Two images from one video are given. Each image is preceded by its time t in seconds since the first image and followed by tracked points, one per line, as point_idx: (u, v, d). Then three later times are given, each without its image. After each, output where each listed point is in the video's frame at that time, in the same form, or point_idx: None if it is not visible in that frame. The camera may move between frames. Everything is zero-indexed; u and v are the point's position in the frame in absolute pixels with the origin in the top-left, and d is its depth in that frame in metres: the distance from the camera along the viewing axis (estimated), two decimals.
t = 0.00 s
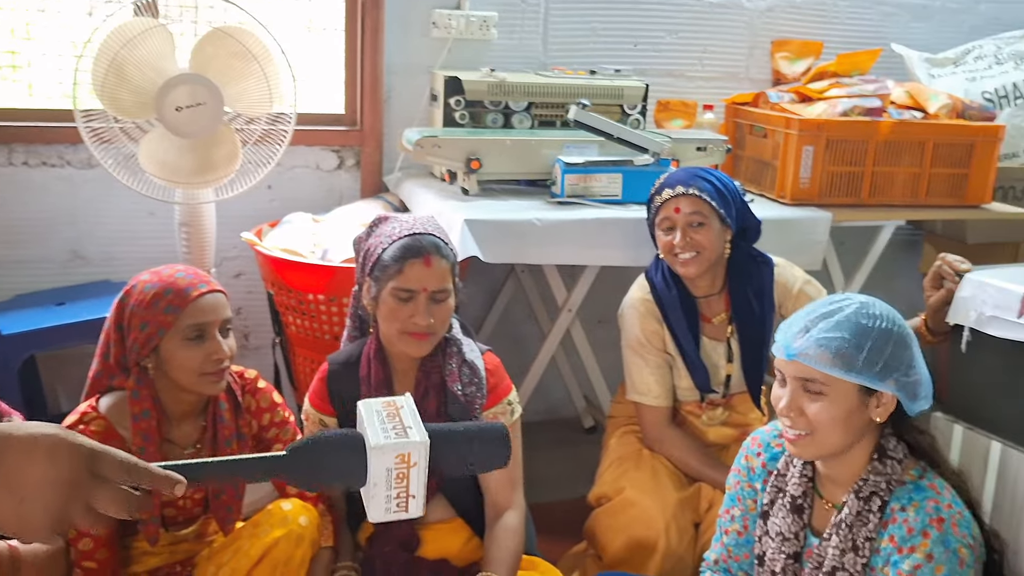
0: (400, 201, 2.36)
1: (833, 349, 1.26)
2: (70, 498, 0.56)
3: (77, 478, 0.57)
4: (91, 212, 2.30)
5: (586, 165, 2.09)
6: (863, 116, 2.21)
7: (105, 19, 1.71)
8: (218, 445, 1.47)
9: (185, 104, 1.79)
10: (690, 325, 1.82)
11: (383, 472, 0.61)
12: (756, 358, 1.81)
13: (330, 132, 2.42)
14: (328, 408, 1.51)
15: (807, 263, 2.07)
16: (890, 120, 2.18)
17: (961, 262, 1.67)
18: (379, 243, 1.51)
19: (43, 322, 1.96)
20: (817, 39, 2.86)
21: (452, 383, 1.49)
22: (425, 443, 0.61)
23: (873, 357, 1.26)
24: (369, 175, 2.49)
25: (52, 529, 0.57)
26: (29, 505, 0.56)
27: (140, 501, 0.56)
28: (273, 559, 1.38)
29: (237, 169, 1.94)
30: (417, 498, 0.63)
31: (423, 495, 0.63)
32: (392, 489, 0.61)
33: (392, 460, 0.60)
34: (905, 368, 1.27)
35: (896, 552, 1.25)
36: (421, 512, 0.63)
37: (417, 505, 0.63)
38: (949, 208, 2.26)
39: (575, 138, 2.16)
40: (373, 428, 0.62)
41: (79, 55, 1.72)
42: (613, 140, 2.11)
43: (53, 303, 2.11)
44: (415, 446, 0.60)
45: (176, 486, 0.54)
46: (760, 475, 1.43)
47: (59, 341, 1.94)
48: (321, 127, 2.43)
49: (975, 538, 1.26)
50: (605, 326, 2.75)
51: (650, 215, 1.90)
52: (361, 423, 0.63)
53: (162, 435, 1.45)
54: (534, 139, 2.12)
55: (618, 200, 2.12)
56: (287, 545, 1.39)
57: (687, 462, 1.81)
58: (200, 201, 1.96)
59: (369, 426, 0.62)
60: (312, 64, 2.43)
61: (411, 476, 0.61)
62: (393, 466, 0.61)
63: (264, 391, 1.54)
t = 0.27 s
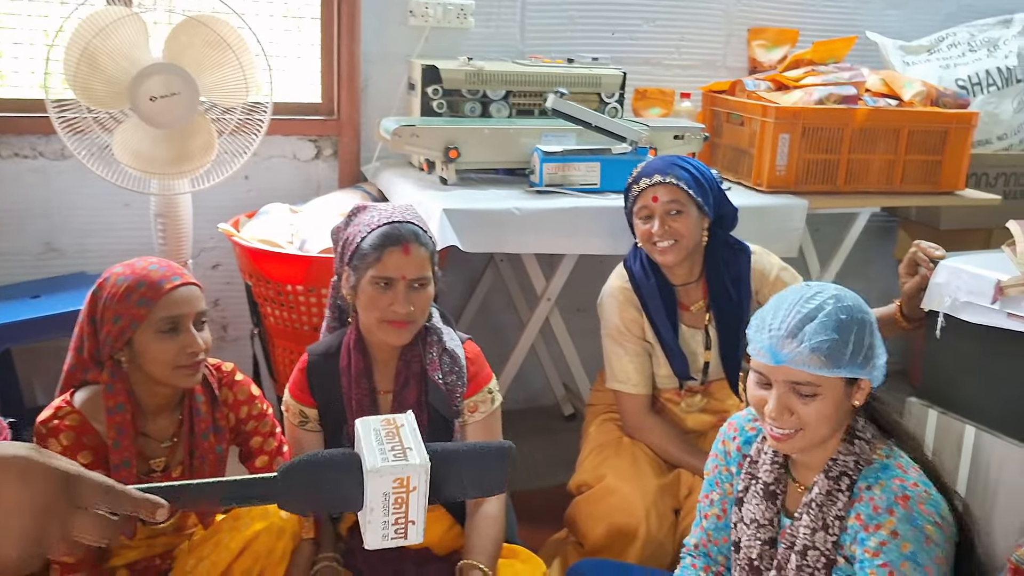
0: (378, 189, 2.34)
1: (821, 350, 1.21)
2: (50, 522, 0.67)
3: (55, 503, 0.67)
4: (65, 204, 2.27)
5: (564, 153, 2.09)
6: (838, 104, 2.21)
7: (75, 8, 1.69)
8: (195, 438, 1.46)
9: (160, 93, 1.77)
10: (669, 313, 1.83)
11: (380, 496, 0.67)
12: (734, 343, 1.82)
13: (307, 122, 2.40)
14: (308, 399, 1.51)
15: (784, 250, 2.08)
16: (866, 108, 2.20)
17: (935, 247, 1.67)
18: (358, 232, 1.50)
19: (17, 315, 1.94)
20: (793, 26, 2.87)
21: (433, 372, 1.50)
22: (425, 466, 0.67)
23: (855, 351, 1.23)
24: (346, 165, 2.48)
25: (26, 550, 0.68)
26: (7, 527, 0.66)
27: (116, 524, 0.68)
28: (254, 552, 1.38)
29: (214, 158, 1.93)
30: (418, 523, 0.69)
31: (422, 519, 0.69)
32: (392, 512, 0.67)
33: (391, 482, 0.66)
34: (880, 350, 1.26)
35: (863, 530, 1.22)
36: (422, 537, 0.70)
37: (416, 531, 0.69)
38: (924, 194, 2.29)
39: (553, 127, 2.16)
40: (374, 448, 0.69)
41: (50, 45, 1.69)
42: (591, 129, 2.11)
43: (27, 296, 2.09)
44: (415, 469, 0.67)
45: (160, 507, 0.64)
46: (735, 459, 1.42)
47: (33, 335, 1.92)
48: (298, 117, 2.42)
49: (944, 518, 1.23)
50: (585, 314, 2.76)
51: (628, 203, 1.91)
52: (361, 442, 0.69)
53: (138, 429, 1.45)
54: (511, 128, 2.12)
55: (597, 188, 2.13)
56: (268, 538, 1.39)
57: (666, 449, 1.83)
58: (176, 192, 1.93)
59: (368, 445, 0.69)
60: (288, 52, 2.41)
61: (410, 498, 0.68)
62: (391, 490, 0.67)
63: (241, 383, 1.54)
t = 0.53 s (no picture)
0: (359, 175, 2.33)
1: (787, 342, 1.19)
2: (22, 537, 0.61)
3: (26, 516, 0.61)
4: (41, 192, 2.24)
5: (546, 137, 2.09)
6: (820, 85, 2.22)
7: None
8: (175, 428, 1.45)
9: (135, 78, 1.75)
10: (653, 296, 1.83)
11: (372, 494, 0.60)
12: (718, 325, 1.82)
13: (286, 107, 2.38)
14: (290, 387, 1.50)
15: (767, 232, 2.09)
16: (847, 89, 2.20)
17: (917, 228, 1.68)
18: (338, 218, 1.49)
19: None
20: (775, 8, 2.87)
21: (418, 357, 1.49)
22: (419, 461, 0.60)
23: (820, 337, 1.22)
24: (327, 150, 2.46)
25: None
26: None
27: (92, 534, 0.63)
28: (238, 542, 1.36)
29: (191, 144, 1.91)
30: (412, 522, 0.62)
31: (416, 517, 0.62)
32: (383, 511, 0.61)
33: (382, 479, 0.60)
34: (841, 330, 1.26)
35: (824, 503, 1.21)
36: (415, 537, 0.63)
37: (409, 530, 0.62)
38: (905, 175, 2.30)
39: (535, 111, 2.14)
40: (363, 443, 0.61)
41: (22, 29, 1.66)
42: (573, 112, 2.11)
43: (3, 286, 2.06)
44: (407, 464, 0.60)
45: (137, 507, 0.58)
46: (705, 441, 1.40)
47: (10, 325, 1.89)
48: (277, 102, 2.39)
49: (903, 485, 1.22)
50: (568, 298, 2.75)
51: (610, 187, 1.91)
52: (349, 438, 0.62)
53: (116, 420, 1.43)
54: (493, 112, 2.11)
55: (579, 172, 2.12)
56: (252, 529, 1.38)
57: (651, 432, 1.84)
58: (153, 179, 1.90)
59: (356, 440, 0.62)
60: (266, 37, 2.38)
61: (403, 496, 0.60)
62: (383, 488, 0.60)
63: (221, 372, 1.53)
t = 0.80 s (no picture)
0: (342, 156, 2.31)
1: (750, 331, 1.18)
2: None
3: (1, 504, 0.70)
4: (18, 176, 2.21)
5: (530, 116, 2.07)
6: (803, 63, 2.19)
7: None
8: (158, 412, 1.44)
9: (113, 58, 1.71)
10: (639, 275, 1.83)
11: (355, 476, 0.61)
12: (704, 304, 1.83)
13: (267, 87, 2.35)
14: (275, 369, 1.49)
15: (752, 209, 2.09)
16: (830, 66, 2.20)
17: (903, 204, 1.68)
18: (322, 198, 1.48)
19: None
20: None
21: (404, 338, 1.49)
22: (402, 443, 0.61)
23: (787, 324, 1.20)
24: (308, 131, 2.44)
25: None
26: None
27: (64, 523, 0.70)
28: (224, 525, 1.37)
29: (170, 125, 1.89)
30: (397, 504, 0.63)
31: (401, 499, 0.63)
32: (367, 493, 0.62)
33: (365, 462, 0.61)
34: (812, 316, 1.23)
35: (803, 478, 1.22)
36: (399, 519, 0.64)
37: (394, 512, 0.63)
38: (888, 152, 2.31)
39: (519, 89, 2.13)
40: (345, 425, 0.62)
41: None
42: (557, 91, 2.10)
43: None
44: (389, 447, 0.61)
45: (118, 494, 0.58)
46: (687, 418, 1.41)
47: None
48: (257, 82, 2.36)
49: (880, 458, 1.23)
50: (553, 278, 2.75)
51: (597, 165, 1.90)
52: (331, 420, 0.63)
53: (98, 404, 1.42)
54: (476, 91, 2.09)
55: (563, 151, 2.11)
56: (237, 512, 1.38)
57: (638, 409, 1.84)
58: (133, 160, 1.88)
59: (339, 423, 0.63)
60: (245, 15, 2.35)
61: (387, 478, 0.61)
62: (366, 470, 0.61)
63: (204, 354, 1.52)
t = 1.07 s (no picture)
0: (324, 142, 2.29)
1: (731, 329, 1.17)
2: None
3: None
4: None
5: (513, 100, 2.06)
6: (787, 45, 2.21)
7: None
8: (141, 402, 1.43)
9: (89, 45, 1.69)
10: (624, 259, 1.83)
11: (327, 479, 0.58)
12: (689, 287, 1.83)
13: (247, 73, 2.33)
14: (257, 357, 1.48)
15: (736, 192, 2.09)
16: (813, 48, 2.20)
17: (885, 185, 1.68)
18: (303, 184, 1.46)
19: None
20: None
21: (387, 325, 1.48)
22: (376, 444, 0.58)
23: (771, 321, 1.18)
24: (289, 117, 2.41)
25: None
26: None
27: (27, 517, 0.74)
28: (207, 515, 1.36)
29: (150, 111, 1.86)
30: (370, 505, 0.60)
31: (375, 500, 0.60)
32: (340, 495, 0.59)
33: (338, 464, 0.57)
34: (800, 311, 1.21)
35: (793, 468, 1.22)
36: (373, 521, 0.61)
37: (367, 514, 0.60)
38: (871, 135, 2.31)
39: (501, 73, 2.12)
40: (318, 424, 0.59)
41: None
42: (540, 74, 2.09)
43: None
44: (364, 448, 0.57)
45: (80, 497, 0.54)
46: (674, 405, 1.41)
47: None
48: (237, 68, 2.34)
49: (870, 447, 1.23)
50: (538, 263, 2.75)
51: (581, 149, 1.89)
52: (304, 418, 0.60)
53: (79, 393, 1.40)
54: (458, 75, 2.08)
55: (546, 135, 2.11)
56: (220, 503, 1.37)
57: (623, 393, 1.85)
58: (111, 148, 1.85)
59: (311, 421, 0.59)
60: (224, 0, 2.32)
61: (360, 480, 0.58)
62: (339, 472, 0.57)
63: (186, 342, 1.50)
